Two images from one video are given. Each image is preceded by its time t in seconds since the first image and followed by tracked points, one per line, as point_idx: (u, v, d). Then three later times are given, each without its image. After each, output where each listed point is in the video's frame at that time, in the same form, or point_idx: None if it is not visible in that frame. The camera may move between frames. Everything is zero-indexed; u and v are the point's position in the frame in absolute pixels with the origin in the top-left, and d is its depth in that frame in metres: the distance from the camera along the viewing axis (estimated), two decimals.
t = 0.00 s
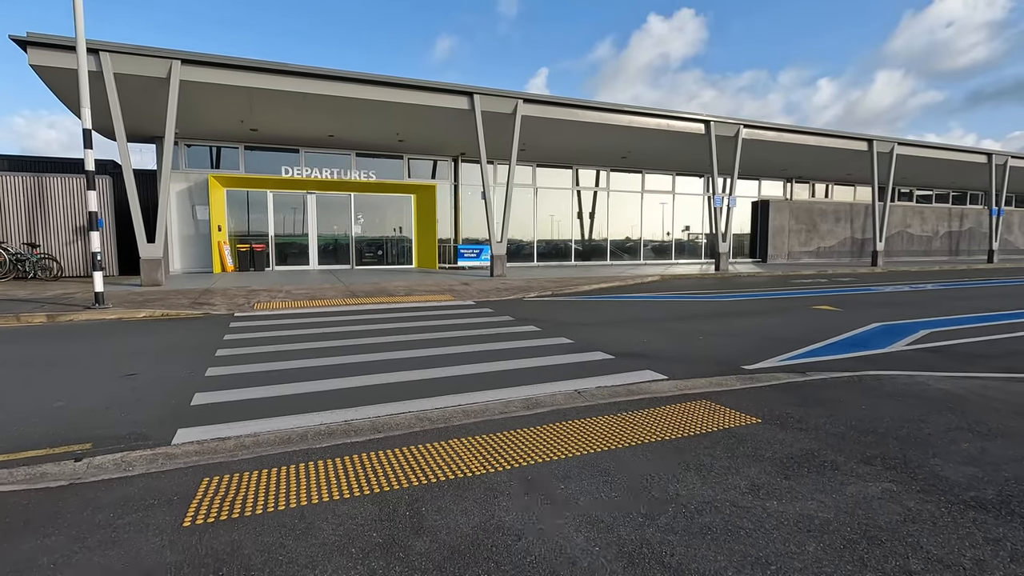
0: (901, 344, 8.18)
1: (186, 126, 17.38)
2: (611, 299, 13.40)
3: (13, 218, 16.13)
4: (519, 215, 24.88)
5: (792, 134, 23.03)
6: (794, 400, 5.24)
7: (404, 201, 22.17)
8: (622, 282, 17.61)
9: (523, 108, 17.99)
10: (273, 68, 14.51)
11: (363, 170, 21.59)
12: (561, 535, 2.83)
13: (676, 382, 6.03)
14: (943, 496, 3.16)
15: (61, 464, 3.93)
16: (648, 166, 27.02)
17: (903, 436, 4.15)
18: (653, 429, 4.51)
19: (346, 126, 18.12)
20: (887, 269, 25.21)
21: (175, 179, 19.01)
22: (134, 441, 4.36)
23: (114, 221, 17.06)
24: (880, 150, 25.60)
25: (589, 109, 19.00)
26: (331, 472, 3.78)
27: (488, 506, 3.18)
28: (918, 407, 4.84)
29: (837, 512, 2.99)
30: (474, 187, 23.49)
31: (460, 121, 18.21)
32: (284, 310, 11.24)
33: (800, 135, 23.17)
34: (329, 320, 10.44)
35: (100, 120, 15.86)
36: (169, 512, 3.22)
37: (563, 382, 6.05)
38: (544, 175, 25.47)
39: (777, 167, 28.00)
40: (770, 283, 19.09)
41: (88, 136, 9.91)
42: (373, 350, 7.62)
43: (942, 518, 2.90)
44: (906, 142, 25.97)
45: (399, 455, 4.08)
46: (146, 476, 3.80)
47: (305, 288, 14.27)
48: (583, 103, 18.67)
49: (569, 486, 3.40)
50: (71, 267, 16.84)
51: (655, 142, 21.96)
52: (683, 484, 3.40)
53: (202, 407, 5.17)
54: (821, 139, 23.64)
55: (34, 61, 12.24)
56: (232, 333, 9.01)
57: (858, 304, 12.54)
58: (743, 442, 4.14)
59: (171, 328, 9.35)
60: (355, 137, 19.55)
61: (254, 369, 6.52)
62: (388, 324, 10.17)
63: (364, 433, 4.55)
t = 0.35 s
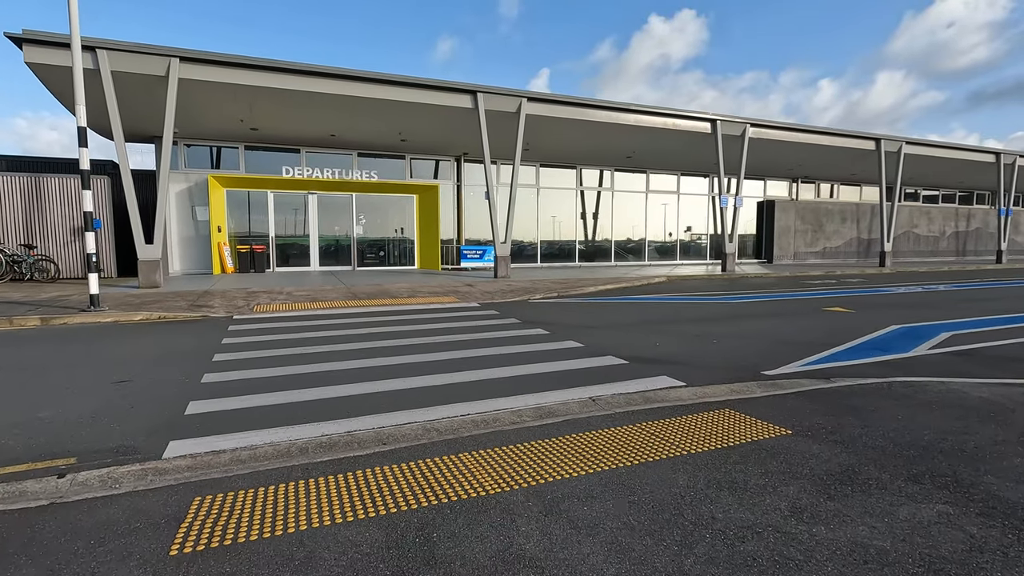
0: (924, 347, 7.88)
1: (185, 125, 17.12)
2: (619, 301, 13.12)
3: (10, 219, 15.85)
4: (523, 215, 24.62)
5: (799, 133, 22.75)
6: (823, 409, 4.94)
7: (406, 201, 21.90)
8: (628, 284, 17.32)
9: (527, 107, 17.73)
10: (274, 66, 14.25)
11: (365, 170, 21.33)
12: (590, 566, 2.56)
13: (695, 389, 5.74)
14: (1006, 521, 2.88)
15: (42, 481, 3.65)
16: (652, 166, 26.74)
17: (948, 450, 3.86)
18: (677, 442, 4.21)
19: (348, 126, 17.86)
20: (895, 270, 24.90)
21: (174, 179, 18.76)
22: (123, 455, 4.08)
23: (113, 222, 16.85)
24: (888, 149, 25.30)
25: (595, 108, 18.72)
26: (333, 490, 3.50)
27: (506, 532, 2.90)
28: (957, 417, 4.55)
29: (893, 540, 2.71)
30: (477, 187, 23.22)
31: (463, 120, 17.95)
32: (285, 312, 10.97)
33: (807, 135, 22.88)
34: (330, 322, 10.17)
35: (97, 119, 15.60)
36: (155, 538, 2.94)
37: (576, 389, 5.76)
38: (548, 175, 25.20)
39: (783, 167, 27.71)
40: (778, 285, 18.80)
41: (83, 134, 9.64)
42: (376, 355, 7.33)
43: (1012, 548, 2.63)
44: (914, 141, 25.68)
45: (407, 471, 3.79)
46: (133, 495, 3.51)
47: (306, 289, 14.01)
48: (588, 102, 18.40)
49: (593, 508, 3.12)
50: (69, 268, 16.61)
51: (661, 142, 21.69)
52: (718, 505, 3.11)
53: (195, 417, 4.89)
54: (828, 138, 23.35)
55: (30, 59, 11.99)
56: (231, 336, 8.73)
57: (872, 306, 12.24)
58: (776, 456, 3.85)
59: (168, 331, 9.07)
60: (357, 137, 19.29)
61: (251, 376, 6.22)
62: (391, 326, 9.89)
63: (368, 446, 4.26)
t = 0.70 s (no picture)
0: (947, 352, 7.60)
1: (186, 124, 16.89)
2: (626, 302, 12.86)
3: (8, 220, 15.64)
4: (527, 216, 24.37)
5: (807, 132, 22.46)
6: (854, 419, 4.67)
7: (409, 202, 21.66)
8: (635, 285, 17.06)
9: (532, 106, 17.47)
10: (275, 64, 14.02)
11: (367, 170, 21.10)
12: None
13: (715, 397, 5.47)
14: None
15: (25, 500, 3.40)
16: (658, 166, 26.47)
17: (995, 466, 3.59)
18: (703, 457, 3.95)
19: (350, 125, 17.62)
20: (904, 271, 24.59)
21: (175, 179, 18.54)
22: (113, 471, 3.82)
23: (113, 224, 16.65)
24: (897, 149, 24.98)
25: (601, 107, 18.46)
26: (337, 511, 3.25)
27: (525, 560, 2.67)
28: (998, 429, 4.28)
29: (957, 573, 2.46)
30: (481, 188, 22.98)
31: (467, 119, 17.70)
32: (287, 314, 10.73)
33: (815, 134, 22.58)
34: (332, 325, 9.92)
35: (96, 118, 15.38)
36: (142, 568, 2.68)
37: (591, 397, 5.49)
38: (552, 175, 24.94)
39: (790, 166, 27.41)
40: (787, 286, 18.52)
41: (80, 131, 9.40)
42: (380, 360, 7.08)
43: None
44: (923, 141, 25.36)
45: (416, 489, 3.55)
46: (121, 516, 3.26)
47: (308, 291, 13.76)
48: (594, 100, 18.14)
49: (619, 533, 2.88)
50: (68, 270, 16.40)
51: (667, 141, 21.43)
52: (756, 531, 2.85)
53: (191, 427, 4.63)
54: (836, 137, 23.04)
55: (27, 56, 11.76)
56: (231, 339, 8.49)
57: (886, 308, 11.94)
58: (812, 473, 3.58)
59: (166, 334, 8.83)
60: (360, 136, 19.07)
61: (251, 383, 5.97)
62: (396, 329, 9.63)
63: (374, 460, 4.01)
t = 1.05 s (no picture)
0: (974, 360, 7.31)
1: (187, 125, 16.67)
2: (635, 306, 12.59)
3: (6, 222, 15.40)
4: (531, 217, 24.11)
5: (815, 133, 22.16)
6: (890, 436, 4.40)
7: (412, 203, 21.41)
8: (642, 288, 16.78)
9: (537, 106, 17.21)
10: (278, 64, 13.80)
11: (370, 171, 20.87)
12: None
13: (737, 410, 5.21)
14: None
15: (4, 529, 3.14)
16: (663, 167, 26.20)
17: None
18: (733, 479, 3.69)
19: (353, 125, 17.38)
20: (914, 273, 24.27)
21: (176, 181, 18.32)
22: (101, 495, 3.56)
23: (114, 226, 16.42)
24: (906, 149, 24.66)
25: (607, 107, 18.19)
26: (345, 543, 2.98)
27: None
28: None
29: None
30: (485, 189, 22.72)
31: (471, 119, 17.44)
32: (289, 319, 10.46)
33: (823, 134, 22.28)
34: (335, 330, 9.67)
35: (95, 119, 15.16)
36: None
37: (608, 410, 5.22)
38: (557, 176, 24.68)
39: (797, 167, 27.10)
40: (796, 289, 18.23)
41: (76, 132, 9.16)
42: (385, 369, 6.81)
43: None
44: (932, 141, 25.04)
45: (429, 516, 3.28)
46: (108, 548, 2.99)
47: (310, 294, 13.51)
48: (600, 100, 17.88)
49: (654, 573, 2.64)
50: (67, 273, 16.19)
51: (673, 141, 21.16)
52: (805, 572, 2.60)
53: (186, 445, 4.37)
54: (845, 138, 22.74)
55: (24, 56, 11.54)
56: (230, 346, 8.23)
57: (902, 312, 11.64)
58: (856, 499, 3.32)
59: (164, 341, 8.57)
60: (363, 137, 18.83)
61: (250, 394, 5.70)
62: (401, 335, 9.36)
63: (382, 482, 3.74)
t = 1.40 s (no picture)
0: (1000, 363, 7.02)
1: (187, 123, 16.44)
2: (642, 307, 12.33)
3: (4, 221, 15.18)
4: (534, 217, 23.86)
5: (822, 131, 21.89)
6: (928, 446, 4.13)
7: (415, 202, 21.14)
8: (649, 288, 16.51)
9: (542, 103, 16.95)
10: (278, 61, 13.56)
11: (372, 170, 20.62)
12: None
13: (760, 417, 4.94)
14: None
15: None
16: (668, 166, 25.94)
17: None
18: (765, 494, 3.43)
19: (355, 124, 17.14)
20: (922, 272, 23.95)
21: (176, 180, 18.09)
22: (84, 512, 3.30)
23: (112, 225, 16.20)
24: (914, 148, 24.36)
25: (612, 104, 17.91)
26: (350, 569, 2.71)
27: None
28: None
29: None
30: (488, 188, 22.46)
31: (475, 117, 17.18)
32: (290, 320, 10.20)
33: (830, 132, 21.99)
34: (337, 331, 9.41)
35: (93, 117, 14.93)
36: None
37: (624, 417, 4.95)
38: (561, 175, 24.42)
39: (803, 166, 26.81)
40: (804, 289, 17.95)
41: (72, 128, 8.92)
42: (389, 372, 6.55)
43: None
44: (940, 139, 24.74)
45: (440, 537, 3.01)
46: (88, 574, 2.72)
47: (311, 295, 13.26)
48: (606, 98, 17.60)
49: None
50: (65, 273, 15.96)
51: (679, 140, 20.89)
52: None
53: (178, 456, 4.11)
54: (852, 136, 22.45)
55: (19, 53, 11.32)
56: (229, 348, 7.98)
57: (917, 313, 11.36)
58: (903, 519, 3.05)
59: (161, 343, 8.32)
60: (364, 135, 18.58)
61: (248, 400, 5.43)
62: (405, 336, 9.09)
63: (387, 497, 3.48)
